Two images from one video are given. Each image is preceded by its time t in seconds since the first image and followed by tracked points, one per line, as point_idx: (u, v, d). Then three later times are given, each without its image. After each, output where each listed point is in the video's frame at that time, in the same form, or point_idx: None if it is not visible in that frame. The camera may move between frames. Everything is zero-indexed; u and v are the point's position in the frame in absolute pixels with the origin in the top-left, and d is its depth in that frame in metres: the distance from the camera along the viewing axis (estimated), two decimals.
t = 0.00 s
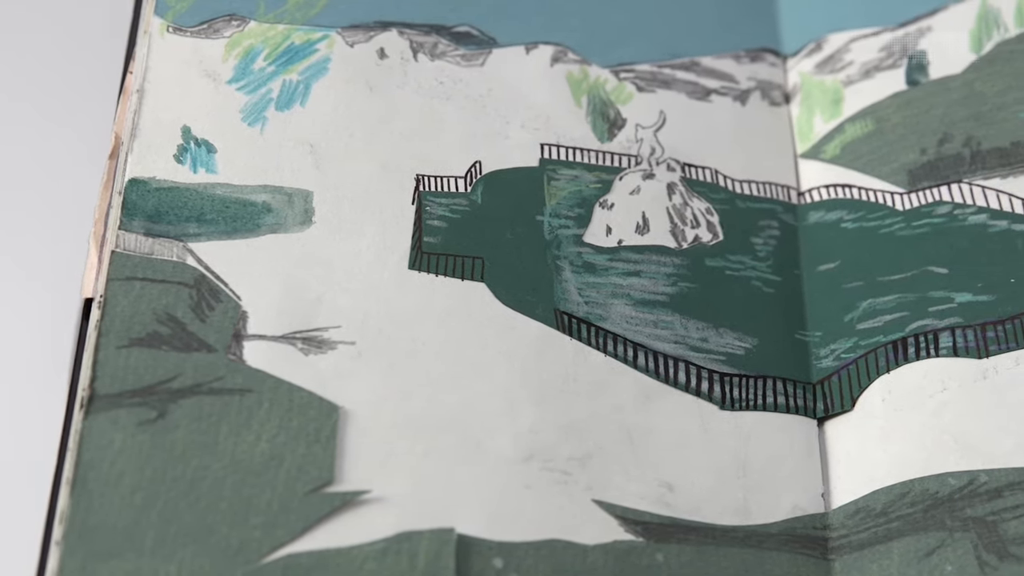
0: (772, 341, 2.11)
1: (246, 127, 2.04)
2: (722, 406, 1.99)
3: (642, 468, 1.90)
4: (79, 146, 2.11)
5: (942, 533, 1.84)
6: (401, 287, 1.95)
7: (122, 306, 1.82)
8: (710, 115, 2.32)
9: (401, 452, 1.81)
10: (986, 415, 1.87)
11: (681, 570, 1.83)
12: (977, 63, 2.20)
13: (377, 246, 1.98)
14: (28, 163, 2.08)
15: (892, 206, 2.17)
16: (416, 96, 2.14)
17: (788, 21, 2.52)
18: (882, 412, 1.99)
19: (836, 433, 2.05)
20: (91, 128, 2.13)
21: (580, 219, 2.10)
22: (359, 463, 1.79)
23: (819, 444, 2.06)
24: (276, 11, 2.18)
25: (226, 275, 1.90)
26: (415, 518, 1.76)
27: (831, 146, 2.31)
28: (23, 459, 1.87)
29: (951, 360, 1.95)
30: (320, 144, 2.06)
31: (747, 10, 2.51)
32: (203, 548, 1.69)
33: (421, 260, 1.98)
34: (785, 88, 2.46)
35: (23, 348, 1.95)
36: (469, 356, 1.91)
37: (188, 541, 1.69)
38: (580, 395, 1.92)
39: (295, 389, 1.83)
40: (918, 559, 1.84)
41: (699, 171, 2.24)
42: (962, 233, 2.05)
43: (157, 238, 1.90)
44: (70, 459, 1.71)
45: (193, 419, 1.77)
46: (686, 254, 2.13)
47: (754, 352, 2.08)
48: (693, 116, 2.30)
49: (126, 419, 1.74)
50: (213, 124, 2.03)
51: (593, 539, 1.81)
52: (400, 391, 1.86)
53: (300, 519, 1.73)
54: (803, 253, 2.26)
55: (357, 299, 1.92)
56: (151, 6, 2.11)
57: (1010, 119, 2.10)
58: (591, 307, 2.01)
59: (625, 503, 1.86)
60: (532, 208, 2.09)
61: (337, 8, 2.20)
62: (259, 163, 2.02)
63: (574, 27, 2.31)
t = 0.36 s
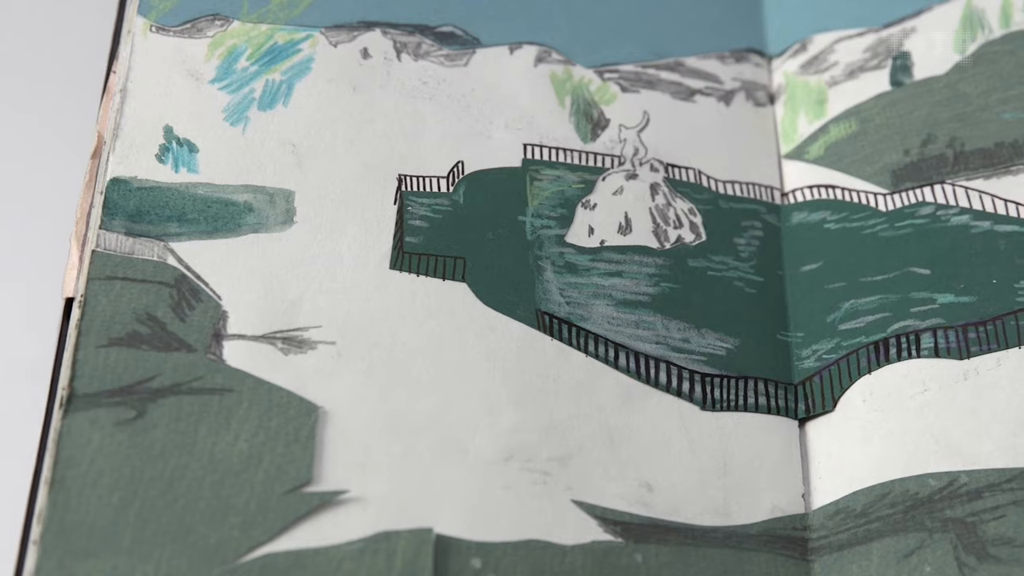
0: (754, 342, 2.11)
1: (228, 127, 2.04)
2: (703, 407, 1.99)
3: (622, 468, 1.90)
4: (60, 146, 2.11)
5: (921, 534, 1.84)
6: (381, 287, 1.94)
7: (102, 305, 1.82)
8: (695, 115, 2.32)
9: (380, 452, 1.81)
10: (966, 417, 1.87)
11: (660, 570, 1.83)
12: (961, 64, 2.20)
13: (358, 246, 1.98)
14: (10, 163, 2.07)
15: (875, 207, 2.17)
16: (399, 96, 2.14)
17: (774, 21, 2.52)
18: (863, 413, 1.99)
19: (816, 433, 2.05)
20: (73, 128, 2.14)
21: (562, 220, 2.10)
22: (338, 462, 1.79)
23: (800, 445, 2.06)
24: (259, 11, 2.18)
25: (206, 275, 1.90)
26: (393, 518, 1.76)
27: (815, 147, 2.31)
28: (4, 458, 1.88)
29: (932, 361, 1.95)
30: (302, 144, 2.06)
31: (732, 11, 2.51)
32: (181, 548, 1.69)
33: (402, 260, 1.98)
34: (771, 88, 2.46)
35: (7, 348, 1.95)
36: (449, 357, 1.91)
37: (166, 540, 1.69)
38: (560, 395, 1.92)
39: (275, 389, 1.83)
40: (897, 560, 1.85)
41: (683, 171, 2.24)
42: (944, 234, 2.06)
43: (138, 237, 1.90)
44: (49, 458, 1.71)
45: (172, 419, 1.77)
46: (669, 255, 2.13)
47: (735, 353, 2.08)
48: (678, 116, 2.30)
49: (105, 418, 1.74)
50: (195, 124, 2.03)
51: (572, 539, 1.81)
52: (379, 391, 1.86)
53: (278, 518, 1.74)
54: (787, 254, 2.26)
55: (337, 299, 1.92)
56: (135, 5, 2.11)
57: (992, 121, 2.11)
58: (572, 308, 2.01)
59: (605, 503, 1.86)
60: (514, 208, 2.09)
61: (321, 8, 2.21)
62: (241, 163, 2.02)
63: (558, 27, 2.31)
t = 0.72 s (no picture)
0: (736, 343, 2.12)
1: (211, 127, 2.04)
2: (684, 407, 2.00)
3: (602, 469, 1.90)
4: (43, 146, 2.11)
5: (901, 535, 1.84)
6: (363, 287, 1.94)
7: (83, 305, 1.81)
8: (679, 116, 2.33)
9: (360, 452, 1.81)
10: (947, 417, 1.87)
11: (639, 571, 1.83)
12: (945, 65, 2.20)
13: (340, 246, 1.97)
14: None
15: (858, 208, 2.17)
16: (383, 96, 2.14)
17: (759, 22, 2.52)
18: (844, 414, 1.99)
19: (798, 434, 2.05)
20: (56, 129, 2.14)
21: (545, 220, 2.11)
22: (317, 462, 1.78)
23: (781, 446, 2.06)
24: (243, 11, 2.18)
25: (187, 274, 1.89)
26: (372, 518, 1.76)
27: (799, 148, 2.31)
28: None
29: (914, 362, 1.94)
30: (285, 143, 2.05)
31: (717, 12, 2.52)
32: (159, 548, 1.68)
33: (383, 261, 1.98)
34: (755, 89, 2.46)
35: None
36: (430, 357, 1.90)
37: (144, 540, 1.68)
38: (541, 395, 1.93)
39: (255, 389, 1.82)
40: (877, 561, 1.85)
41: (666, 172, 2.25)
42: (927, 234, 2.05)
43: (120, 236, 1.89)
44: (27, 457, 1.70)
45: (151, 418, 1.76)
46: (651, 256, 2.14)
47: (717, 354, 2.09)
48: (662, 117, 2.31)
49: (84, 418, 1.73)
50: (177, 124, 2.02)
51: (551, 539, 1.82)
52: (360, 391, 1.85)
53: (256, 518, 1.73)
54: (770, 254, 2.26)
55: (318, 299, 1.92)
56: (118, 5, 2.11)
57: (976, 122, 2.10)
58: (554, 308, 2.02)
59: (584, 504, 1.86)
60: (496, 208, 2.10)
61: (305, 8, 2.21)
62: (223, 162, 2.01)
63: (543, 27, 2.31)
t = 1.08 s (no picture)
0: (718, 343, 2.12)
1: (194, 126, 2.04)
2: (665, 408, 2.00)
3: (582, 469, 1.90)
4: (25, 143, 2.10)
5: (881, 536, 1.84)
6: (344, 286, 1.94)
7: (63, 305, 1.81)
8: (663, 116, 2.33)
9: (339, 452, 1.81)
10: (928, 419, 1.87)
11: (618, 571, 1.83)
12: (930, 66, 2.20)
13: (321, 245, 1.97)
14: None
15: (841, 209, 2.17)
16: (366, 96, 2.14)
17: (744, 23, 2.52)
18: (826, 415, 1.99)
19: (779, 435, 2.05)
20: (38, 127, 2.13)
21: (527, 220, 2.11)
22: (296, 462, 1.78)
23: (762, 446, 2.06)
24: (227, 11, 2.18)
25: (168, 274, 1.89)
26: (350, 518, 1.76)
27: (783, 148, 2.31)
28: None
29: (895, 363, 1.95)
30: (267, 143, 2.05)
31: (702, 13, 2.53)
32: (136, 547, 1.68)
33: (365, 260, 1.98)
34: (740, 90, 2.47)
35: None
36: (411, 357, 1.91)
37: (122, 539, 1.68)
38: (521, 395, 1.93)
39: (235, 388, 1.82)
40: (856, 562, 1.85)
41: (649, 172, 2.26)
42: (910, 235, 2.05)
43: (101, 236, 1.89)
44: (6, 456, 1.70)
45: (130, 418, 1.76)
46: (633, 256, 2.14)
47: (699, 355, 2.09)
48: (646, 118, 2.31)
49: (62, 417, 1.73)
50: (160, 124, 2.02)
51: (530, 540, 1.82)
52: (340, 391, 1.85)
53: (234, 518, 1.73)
54: (754, 255, 2.26)
55: (299, 299, 1.91)
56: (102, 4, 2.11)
57: (960, 122, 2.10)
58: (535, 308, 2.02)
59: (564, 504, 1.86)
60: (479, 208, 2.10)
61: (289, 8, 2.21)
62: (205, 162, 2.01)
63: (528, 28, 2.31)
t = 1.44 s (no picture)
0: (700, 344, 2.12)
1: (177, 126, 2.04)
2: (646, 408, 2.00)
3: (563, 469, 1.90)
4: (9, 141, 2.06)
5: (861, 537, 1.84)
6: (325, 286, 1.94)
7: (43, 304, 1.81)
8: (647, 116, 2.33)
9: (318, 452, 1.80)
10: (909, 420, 1.87)
11: (597, 571, 1.83)
12: (914, 66, 2.20)
13: (303, 245, 1.97)
14: None
15: (825, 209, 2.17)
16: (349, 96, 2.14)
17: (730, 24, 2.53)
18: (807, 415, 1.99)
19: (760, 436, 2.05)
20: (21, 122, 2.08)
21: (509, 220, 2.12)
22: (275, 462, 1.78)
23: (744, 447, 2.06)
24: (211, 11, 2.18)
25: (149, 273, 1.89)
26: (329, 518, 1.76)
27: (767, 149, 2.31)
28: None
29: (877, 364, 1.95)
30: (250, 143, 2.05)
31: (687, 14, 2.53)
32: (115, 547, 1.67)
33: (346, 260, 1.98)
34: (726, 90, 2.47)
35: None
36: (392, 357, 1.91)
37: (100, 538, 1.67)
38: (502, 395, 1.93)
39: (214, 388, 1.82)
40: (836, 563, 1.85)
41: (633, 172, 2.26)
42: (892, 236, 2.06)
43: (82, 236, 1.89)
44: None
45: (109, 417, 1.76)
46: (616, 256, 2.14)
47: (681, 355, 2.09)
48: (630, 118, 2.31)
49: (42, 416, 1.73)
50: (143, 123, 2.02)
51: (509, 540, 1.82)
52: (320, 391, 1.85)
53: (213, 518, 1.72)
54: (737, 256, 2.26)
55: (280, 299, 1.91)
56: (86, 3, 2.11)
57: (944, 123, 2.10)
58: (517, 309, 2.02)
59: (543, 504, 1.86)
60: (461, 209, 2.10)
61: (273, 7, 2.21)
62: (187, 162, 2.01)
63: (512, 28, 2.32)
